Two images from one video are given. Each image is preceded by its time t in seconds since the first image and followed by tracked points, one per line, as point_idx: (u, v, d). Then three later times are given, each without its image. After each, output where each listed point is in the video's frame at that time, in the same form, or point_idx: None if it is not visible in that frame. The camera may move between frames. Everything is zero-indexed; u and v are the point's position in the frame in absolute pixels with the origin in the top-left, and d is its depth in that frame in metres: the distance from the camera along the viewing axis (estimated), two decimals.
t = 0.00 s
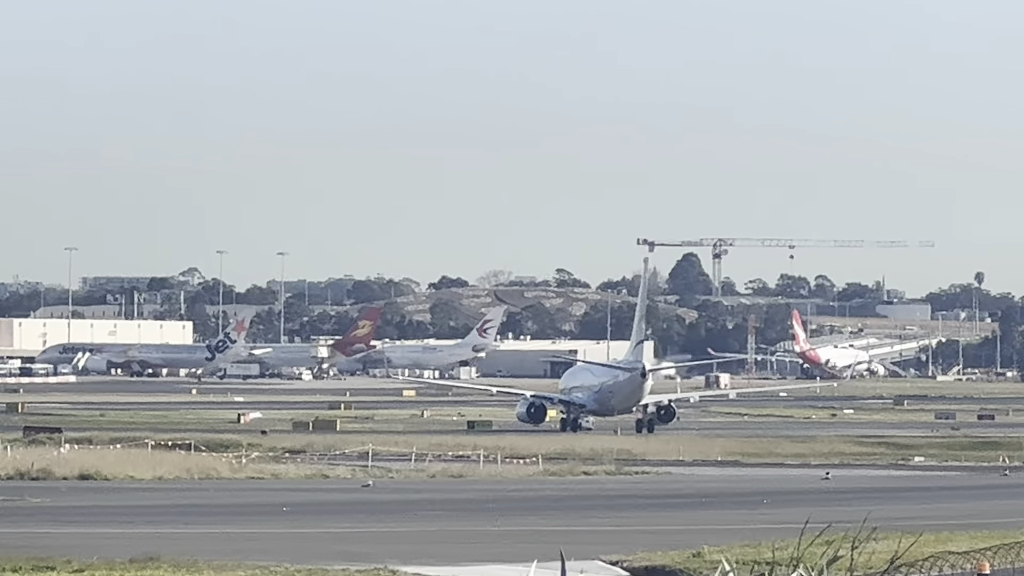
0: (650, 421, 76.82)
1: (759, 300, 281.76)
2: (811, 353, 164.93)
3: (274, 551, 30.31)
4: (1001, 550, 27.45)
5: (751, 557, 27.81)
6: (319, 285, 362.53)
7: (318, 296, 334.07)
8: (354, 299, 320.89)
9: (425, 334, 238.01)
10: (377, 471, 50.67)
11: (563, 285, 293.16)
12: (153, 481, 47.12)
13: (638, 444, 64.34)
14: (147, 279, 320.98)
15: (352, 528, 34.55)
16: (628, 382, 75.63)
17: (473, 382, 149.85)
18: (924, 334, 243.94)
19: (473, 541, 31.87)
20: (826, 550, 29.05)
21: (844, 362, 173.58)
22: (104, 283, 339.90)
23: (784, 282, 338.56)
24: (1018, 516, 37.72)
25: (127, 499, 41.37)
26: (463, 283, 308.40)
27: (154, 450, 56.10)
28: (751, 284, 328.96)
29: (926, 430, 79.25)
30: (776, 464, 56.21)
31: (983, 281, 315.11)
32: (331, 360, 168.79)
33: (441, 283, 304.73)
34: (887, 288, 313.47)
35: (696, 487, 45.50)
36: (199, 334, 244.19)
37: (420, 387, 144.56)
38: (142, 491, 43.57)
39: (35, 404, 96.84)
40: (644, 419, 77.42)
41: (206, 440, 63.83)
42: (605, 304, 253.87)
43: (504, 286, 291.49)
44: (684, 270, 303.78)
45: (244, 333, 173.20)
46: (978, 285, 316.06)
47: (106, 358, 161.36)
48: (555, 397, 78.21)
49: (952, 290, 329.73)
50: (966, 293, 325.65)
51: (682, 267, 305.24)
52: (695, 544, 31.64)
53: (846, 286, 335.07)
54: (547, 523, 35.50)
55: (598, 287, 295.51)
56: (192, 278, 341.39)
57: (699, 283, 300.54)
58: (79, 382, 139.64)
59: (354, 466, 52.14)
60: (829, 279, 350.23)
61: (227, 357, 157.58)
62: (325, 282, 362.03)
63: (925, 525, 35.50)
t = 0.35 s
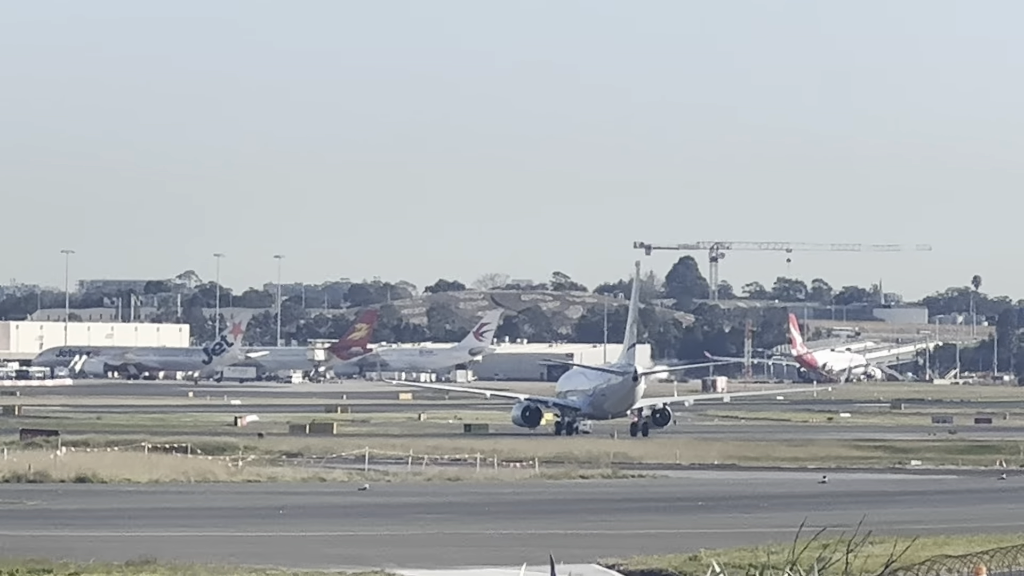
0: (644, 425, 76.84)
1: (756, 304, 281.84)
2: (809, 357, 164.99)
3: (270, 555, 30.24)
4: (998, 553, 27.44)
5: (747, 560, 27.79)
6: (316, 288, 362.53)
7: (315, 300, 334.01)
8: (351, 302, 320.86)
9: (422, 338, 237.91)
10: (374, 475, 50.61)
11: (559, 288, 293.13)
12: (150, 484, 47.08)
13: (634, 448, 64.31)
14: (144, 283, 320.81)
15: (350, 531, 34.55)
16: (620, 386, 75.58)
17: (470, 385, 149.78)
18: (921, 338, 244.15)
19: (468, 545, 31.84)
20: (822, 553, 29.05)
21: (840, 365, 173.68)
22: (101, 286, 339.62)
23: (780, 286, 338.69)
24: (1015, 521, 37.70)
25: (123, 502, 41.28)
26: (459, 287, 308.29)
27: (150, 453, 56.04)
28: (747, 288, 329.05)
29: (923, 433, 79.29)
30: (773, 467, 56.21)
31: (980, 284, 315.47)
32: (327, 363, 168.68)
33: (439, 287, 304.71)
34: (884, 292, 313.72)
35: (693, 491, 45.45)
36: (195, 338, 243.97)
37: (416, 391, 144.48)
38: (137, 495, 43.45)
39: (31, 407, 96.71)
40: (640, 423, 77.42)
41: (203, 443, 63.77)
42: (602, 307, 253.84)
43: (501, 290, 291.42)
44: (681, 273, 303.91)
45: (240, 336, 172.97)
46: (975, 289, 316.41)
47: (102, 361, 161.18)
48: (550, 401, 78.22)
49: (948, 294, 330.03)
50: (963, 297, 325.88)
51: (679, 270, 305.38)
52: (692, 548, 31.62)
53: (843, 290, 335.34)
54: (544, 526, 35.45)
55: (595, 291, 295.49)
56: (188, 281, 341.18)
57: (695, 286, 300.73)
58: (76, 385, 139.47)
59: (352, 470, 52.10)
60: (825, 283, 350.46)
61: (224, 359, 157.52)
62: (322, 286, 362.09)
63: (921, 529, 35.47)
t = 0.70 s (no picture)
0: (638, 428, 76.88)
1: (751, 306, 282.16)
2: (803, 359, 165.19)
3: (265, 557, 30.30)
4: (994, 556, 27.52)
5: (742, 563, 27.82)
6: (311, 291, 362.66)
7: (310, 302, 334.12)
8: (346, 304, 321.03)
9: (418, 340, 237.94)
10: (370, 477, 50.69)
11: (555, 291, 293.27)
12: (145, 486, 47.07)
13: (631, 450, 64.38)
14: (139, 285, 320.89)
15: (344, 534, 34.55)
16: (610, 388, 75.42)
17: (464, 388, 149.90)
18: (916, 341, 244.46)
19: (463, 547, 31.85)
20: (817, 557, 29.13)
21: (835, 368, 173.95)
22: (96, 288, 340.00)
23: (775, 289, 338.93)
24: (1011, 523, 37.74)
25: (117, 504, 41.26)
26: (454, 289, 308.67)
27: (147, 456, 56.08)
28: (743, 290, 329.56)
29: (916, 436, 79.40)
30: (767, 470, 56.32)
31: (975, 287, 315.88)
32: (322, 366, 168.65)
33: (434, 289, 305.28)
34: (879, 294, 313.97)
35: (690, 493, 45.53)
36: (191, 340, 244.00)
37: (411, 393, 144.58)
38: (135, 497, 43.55)
39: (26, 409, 96.70)
40: (633, 424, 77.39)
41: (198, 446, 63.85)
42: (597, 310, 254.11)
43: (497, 292, 291.92)
44: (675, 276, 304.31)
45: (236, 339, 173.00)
46: (970, 292, 316.84)
47: (97, 363, 161.31)
48: (544, 404, 78.18)
49: (943, 297, 330.35)
50: (958, 300, 326.28)
51: (674, 273, 305.74)
52: (689, 550, 31.66)
53: (838, 292, 335.78)
54: (541, 529, 35.52)
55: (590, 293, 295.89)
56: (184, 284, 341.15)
57: (690, 288, 301.04)
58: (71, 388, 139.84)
59: (347, 472, 52.18)
60: (820, 286, 350.81)
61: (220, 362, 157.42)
62: (317, 288, 362.00)
63: (916, 531, 35.59)
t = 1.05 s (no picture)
0: (634, 429, 76.95)
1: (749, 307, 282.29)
2: (802, 359, 165.30)
3: (264, 557, 30.36)
4: (993, 556, 27.57)
5: (741, 563, 27.87)
6: (309, 291, 362.77)
7: (308, 303, 334.01)
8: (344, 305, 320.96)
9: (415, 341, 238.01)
10: (368, 477, 50.75)
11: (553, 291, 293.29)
12: (143, 487, 47.07)
13: (630, 450, 64.50)
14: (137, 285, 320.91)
15: (342, 534, 34.56)
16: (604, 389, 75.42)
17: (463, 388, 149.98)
18: (915, 341, 244.60)
19: (462, 547, 31.89)
20: (815, 557, 29.20)
21: (834, 368, 174.15)
22: (94, 289, 340.21)
23: (773, 289, 339.03)
24: (1010, 523, 37.81)
25: (115, 505, 41.27)
26: (453, 289, 308.79)
27: (145, 456, 56.10)
28: (742, 290, 329.68)
29: (914, 436, 79.44)
30: (766, 470, 56.35)
31: (973, 288, 316.16)
32: (321, 365, 168.73)
33: (432, 290, 305.28)
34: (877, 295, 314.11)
35: (688, 494, 45.59)
36: (189, 341, 244.08)
37: (410, 394, 144.63)
38: (134, 498, 43.62)
39: (25, 410, 96.69)
40: (629, 426, 77.46)
41: (197, 446, 63.84)
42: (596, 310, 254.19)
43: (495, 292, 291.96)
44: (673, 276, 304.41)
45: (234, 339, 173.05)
46: (968, 292, 316.97)
47: (96, 363, 161.34)
48: (541, 405, 78.25)
49: (941, 297, 330.55)
50: (956, 300, 326.50)
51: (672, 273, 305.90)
52: (687, 550, 31.73)
53: (836, 292, 335.98)
54: (539, 529, 35.59)
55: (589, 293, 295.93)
56: (181, 284, 341.07)
57: (689, 288, 301.16)
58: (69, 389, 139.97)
59: (345, 473, 52.23)
60: (818, 286, 350.93)
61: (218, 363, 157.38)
62: (316, 288, 362.08)
63: (914, 531, 35.66)
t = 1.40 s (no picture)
0: (635, 424, 76.94)
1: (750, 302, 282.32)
2: (803, 355, 165.33)
3: (266, 553, 30.35)
4: (994, 552, 27.54)
5: (741, 559, 27.85)
6: (310, 287, 362.95)
7: (309, 298, 334.16)
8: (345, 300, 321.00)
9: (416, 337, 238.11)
10: (369, 473, 50.76)
11: (554, 287, 293.41)
12: (144, 483, 47.10)
13: (631, 445, 64.48)
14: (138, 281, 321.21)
15: (342, 530, 34.52)
16: (601, 384, 75.40)
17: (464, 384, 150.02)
18: (916, 336, 244.57)
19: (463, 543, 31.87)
20: (816, 552, 29.20)
21: (836, 364, 174.22)
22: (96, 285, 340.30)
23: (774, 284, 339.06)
24: (1011, 519, 37.76)
25: (116, 501, 41.28)
26: (454, 285, 308.87)
27: (146, 452, 56.10)
28: (743, 286, 329.69)
29: (914, 431, 79.42)
30: (767, 466, 56.34)
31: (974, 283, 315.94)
32: (322, 361, 168.79)
33: (434, 285, 305.30)
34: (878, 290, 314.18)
35: (690, 490, 45.57)
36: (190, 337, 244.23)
37: (411, 390, 144.74)
38: (136, 493, 43.66)
39: (27, 406, 96.68)
40: (629, 421, 77.36)
41: (198, 442, 63.85)
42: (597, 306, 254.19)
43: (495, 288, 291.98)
44: (675, 271, 304.43)
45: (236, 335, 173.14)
46: (969, 287, 316.93)
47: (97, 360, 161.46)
48: (540, 401, 78.25)
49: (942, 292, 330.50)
50: (957, 295, 326.46)
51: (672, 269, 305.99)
52: (688, 546, 31.73)
53: (838, 288, 336.03)
54: (541, 525, 35.57)
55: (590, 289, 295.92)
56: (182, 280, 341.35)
57: (690, 284, 301.22)
58: (71, 384, 140.13)
59: (347, 468, 52.25)
60: (819, 281, 350.84)
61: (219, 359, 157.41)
62: (317, 284, 362.26)
63: (915, 527, 35.62)
